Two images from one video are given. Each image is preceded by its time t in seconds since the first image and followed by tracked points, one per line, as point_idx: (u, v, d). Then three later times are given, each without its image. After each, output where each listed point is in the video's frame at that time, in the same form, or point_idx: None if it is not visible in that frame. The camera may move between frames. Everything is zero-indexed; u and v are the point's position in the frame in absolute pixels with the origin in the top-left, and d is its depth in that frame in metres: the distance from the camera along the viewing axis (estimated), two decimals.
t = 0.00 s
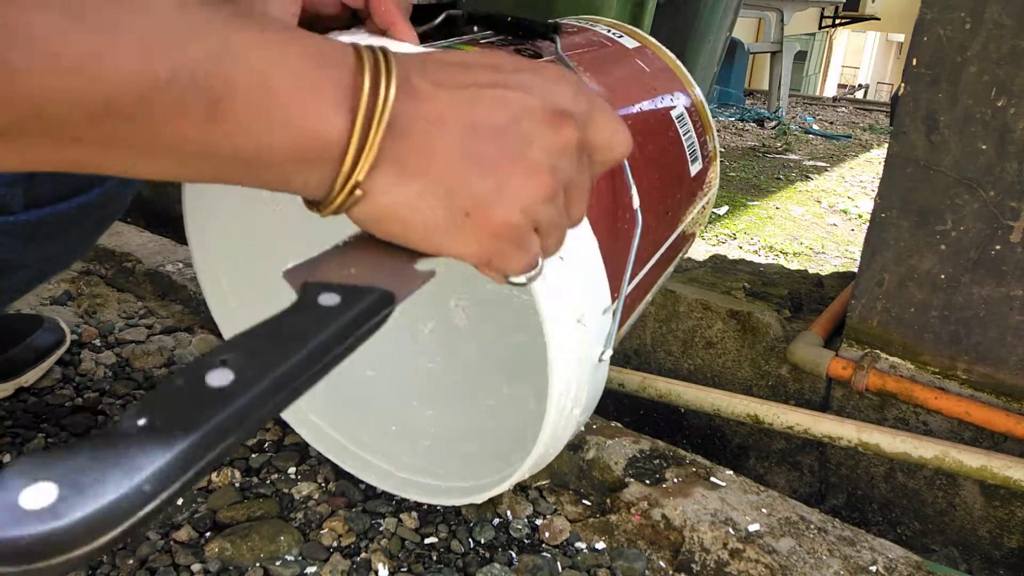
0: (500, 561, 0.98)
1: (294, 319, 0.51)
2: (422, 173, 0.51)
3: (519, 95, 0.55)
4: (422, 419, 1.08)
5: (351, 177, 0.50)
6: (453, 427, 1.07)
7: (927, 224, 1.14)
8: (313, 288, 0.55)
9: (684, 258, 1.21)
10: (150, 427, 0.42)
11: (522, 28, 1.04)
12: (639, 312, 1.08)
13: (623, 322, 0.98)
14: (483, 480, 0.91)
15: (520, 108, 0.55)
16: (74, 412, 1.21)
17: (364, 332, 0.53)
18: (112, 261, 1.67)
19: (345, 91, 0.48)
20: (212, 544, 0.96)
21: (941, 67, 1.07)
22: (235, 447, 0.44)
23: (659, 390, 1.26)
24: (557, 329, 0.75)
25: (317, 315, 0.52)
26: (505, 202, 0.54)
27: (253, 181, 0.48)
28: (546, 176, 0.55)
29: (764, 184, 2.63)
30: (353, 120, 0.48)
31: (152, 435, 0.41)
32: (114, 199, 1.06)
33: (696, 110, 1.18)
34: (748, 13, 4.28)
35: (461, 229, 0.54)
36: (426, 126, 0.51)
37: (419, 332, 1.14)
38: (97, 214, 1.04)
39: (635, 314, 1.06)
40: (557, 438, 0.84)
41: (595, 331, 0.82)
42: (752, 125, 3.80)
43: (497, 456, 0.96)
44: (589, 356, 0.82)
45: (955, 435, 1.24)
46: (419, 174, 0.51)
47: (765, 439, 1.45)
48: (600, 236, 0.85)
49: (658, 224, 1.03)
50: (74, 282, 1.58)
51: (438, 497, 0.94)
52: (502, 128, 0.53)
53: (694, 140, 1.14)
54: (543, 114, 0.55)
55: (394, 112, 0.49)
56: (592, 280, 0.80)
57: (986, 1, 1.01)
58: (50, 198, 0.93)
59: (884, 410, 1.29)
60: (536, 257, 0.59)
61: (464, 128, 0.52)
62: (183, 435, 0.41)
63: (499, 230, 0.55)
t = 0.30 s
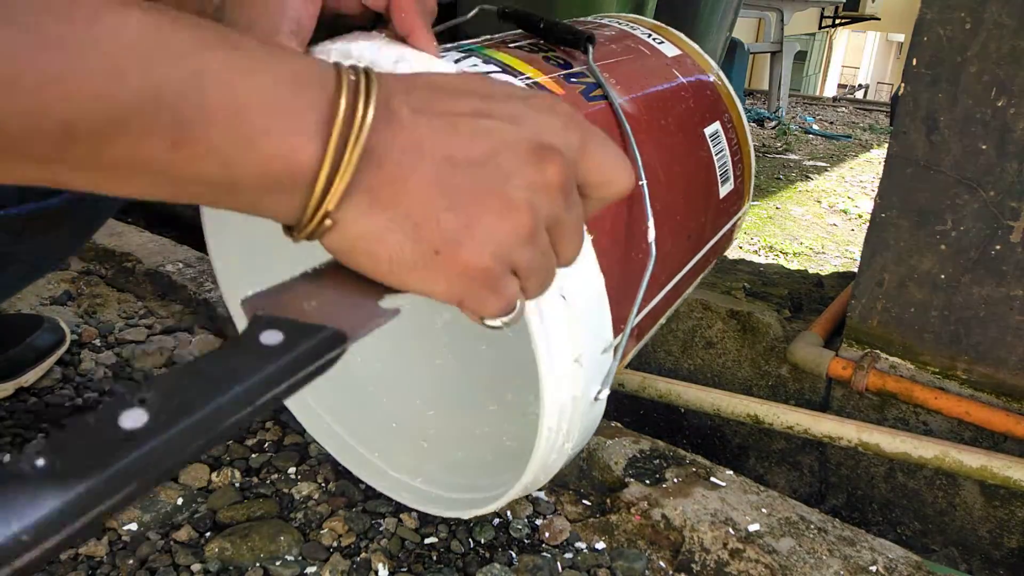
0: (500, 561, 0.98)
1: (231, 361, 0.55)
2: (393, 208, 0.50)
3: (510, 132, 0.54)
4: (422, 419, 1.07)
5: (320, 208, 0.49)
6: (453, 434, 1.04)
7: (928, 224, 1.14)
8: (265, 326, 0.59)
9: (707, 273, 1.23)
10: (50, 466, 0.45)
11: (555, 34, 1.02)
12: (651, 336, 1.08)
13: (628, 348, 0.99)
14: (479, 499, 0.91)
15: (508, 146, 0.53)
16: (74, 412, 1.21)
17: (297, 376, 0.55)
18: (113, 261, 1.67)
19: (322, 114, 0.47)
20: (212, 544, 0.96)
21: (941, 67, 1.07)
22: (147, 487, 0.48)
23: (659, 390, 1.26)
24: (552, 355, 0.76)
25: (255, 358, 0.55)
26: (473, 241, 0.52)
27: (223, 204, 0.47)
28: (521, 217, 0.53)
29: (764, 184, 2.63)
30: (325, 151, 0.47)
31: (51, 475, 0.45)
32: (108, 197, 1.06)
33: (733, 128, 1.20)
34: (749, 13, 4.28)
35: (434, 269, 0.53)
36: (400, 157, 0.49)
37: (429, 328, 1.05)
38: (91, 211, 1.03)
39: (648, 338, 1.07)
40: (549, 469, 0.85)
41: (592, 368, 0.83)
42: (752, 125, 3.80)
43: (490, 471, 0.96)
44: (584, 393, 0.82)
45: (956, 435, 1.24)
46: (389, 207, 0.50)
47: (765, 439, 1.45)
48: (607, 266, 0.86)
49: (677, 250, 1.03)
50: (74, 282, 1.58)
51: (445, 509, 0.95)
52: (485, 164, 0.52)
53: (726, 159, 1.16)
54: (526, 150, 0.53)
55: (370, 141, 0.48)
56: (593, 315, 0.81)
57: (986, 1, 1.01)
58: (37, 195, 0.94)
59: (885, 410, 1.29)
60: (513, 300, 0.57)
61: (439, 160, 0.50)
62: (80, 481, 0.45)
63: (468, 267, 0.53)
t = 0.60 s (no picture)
0: (500, 561, 0.98)
1: (184, 358, 0.51)
2: (349, 194, 0.49)
3: (461, 115, 0.52)
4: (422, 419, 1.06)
5: (274, 196, 0.47)
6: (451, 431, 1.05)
7: (928, 224, 1.14)
8: (218, 327, 0.53)
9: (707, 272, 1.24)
10: None
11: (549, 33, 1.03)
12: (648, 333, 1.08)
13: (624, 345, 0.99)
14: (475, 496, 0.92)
15: (459, 130, 0.51)
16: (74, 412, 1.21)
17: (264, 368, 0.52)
18: (113, 261, 1.67)
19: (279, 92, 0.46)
20: (212, 544, 0.96)
21: (942, 67, 1.07)
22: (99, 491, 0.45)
23: (659, 390, 1.26)
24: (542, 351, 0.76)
25: (209, 352, 0.51)
26: (430, 229, 0.50)
27: (174, 193, 0.47)
28: (476, 202, 0.51)
29: (764, 184, 2.63)
30: (276, 141, 0.45)
31: None
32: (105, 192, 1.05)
33: (731, 128, 1.20)
34: (749, 13, 4.29)
35: (389, 260, 0.51)
36: (351, 143, 0.48)
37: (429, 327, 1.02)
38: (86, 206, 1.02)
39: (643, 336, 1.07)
40: (542, 465, 0.85)
41: (582, 363, 0.83)
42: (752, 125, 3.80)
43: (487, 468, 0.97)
44: (575, 387, 0.83)
45: (956, 435, 1.24)
46: (344, 195, 0.49)
47: (765, 439, 1.45)
48: (602, 264, 0.86)
49: (672, 246, 1.03)
50: (74, 282, 1.58)
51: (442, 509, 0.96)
52: (437, 146, 0.50)
53: (723, 157, 1.16)
54: (480, 134, 0.52)
55: (324, 127, 0.47)
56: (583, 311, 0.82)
57: (986, 1, 1.01)
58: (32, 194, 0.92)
59: (885, 410, 1.29)
60: (472, 289, 0.56)
61: (394, 147, 0.49)
62: (33, 482, 0.42)
63: (428, 258, 0.51)
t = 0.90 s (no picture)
0: (500, 561, 0.98)
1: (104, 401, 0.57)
2: (291, 252, 0.53)
3: (408, 180, 0.54)
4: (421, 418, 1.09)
5: (225, 250, 0.52)
6: (454, 432, 1.05)
7: (928, 224, 1.14)
8: (147, 372, 0.59)
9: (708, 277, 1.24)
10: None
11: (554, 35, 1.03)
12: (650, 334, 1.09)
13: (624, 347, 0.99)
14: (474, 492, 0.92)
15: (412, 203, 0.54)
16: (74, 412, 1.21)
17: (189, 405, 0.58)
18: (113, 261, 1.67)
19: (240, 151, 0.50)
20: (212, 544, 0.96)
21: (942, 67, 1.07)
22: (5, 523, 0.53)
23: (659, 390, 1.27)
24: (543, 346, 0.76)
25: (126, 403, 0.57)
26: (363, 304, 0.55)
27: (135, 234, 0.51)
28: (413, 280, 0.55)
29: (764, 184, 2.63)
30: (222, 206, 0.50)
31: None
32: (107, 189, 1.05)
33: (734, 132, 1.19)
34: (748, 13, 4.29)
35: (325, 322, 0.56)
36: (298, 204, 0.52)
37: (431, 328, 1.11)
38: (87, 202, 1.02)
39: (643, 338, 1.07)
40: (541, 463, 0.85)
41: (584, 359, 0.83)
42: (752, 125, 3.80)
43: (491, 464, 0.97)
44: (576, 384, 0.82)
45: (955, 434, 1.24)
46: (290, 253, 0.53)
47: (765, 439, 1.45)
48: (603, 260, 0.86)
49: (674, 249, 1.03)
50: (74, 282, 1.58)
51: (422, 501, 0.95)
52: (387, 218, 0.53)
53: (727, 161, 1.16)
54: (432, 215, 0.54)
55: (277, 190, 0.51)
56: (585, 308, 0.82)
57: (986, 2, 1.01)
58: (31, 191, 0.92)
59: (885, 411, 1.28)
60: (412, 355, 0.61)
61: (344, 216, 0.53)
62: None
63: (360, 327, 0.56)
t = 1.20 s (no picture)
0: (500, 561, 0.98)
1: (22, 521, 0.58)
2: (248, 370, 0.52)
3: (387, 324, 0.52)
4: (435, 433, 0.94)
5: (174, 346, 0.51)
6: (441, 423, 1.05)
7: (928, 224, 1.14)
8: (62, 496, 0.59)
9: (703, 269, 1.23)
10: None
11: (529, 32, 1.05)
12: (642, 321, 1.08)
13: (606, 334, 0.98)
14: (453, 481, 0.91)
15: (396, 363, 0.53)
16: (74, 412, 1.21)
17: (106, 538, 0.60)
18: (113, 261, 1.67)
19: (205, 226, 0.48)
20: (212, 544, 0.96)
21: (942, 67, 1.07)
22: None
23: (659, 390, 1.27)
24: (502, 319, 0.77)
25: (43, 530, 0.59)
26: (315, 446, 0.54)
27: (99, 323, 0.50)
28: (374, 443, 0.54)
29: (764, 184, 2.63)
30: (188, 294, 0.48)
31: None
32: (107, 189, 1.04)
33: (723, 120, 1.20)
34: (749, 13, 4.29)
35: (267, 457, 0.55)
36: (275, 328, 0.51)
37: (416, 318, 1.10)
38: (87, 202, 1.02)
39: (633, 325, 1.06)
40: (516, 444, 0.85)
41: (549, 334, 0.82)
42: (752, 125, 3.80)
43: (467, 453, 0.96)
44: (542, 359, 0.82)
45: (955, 434, 1.23)
46: (246, 374, 0.52)
47: (765, 439, 1.45)
48: (571, 240, 0.86)
49: (658, 234, 1.03)
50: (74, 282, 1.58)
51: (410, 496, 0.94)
52: (367, 369, 0.52)
53: (715, 147, 1.16)
54: (414, 377, 0.54)
55: (248, 304, 0.50)
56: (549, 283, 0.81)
57: (986, 1, 1.01)
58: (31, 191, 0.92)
59: (885, 410, 1.28)
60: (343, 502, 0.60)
61: (317, 351, 0.52)
62: None
63: (303, 472, 0.55)
